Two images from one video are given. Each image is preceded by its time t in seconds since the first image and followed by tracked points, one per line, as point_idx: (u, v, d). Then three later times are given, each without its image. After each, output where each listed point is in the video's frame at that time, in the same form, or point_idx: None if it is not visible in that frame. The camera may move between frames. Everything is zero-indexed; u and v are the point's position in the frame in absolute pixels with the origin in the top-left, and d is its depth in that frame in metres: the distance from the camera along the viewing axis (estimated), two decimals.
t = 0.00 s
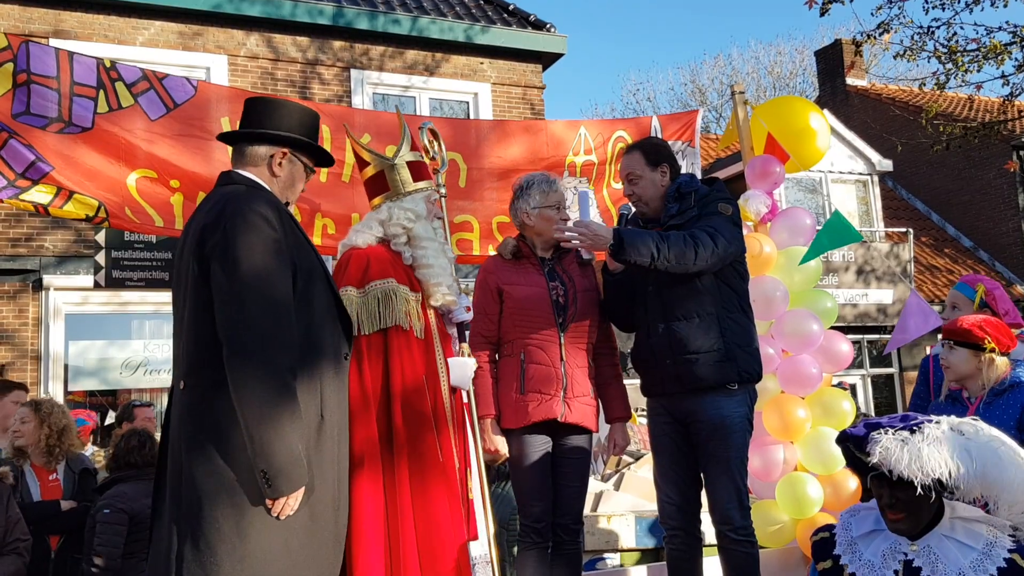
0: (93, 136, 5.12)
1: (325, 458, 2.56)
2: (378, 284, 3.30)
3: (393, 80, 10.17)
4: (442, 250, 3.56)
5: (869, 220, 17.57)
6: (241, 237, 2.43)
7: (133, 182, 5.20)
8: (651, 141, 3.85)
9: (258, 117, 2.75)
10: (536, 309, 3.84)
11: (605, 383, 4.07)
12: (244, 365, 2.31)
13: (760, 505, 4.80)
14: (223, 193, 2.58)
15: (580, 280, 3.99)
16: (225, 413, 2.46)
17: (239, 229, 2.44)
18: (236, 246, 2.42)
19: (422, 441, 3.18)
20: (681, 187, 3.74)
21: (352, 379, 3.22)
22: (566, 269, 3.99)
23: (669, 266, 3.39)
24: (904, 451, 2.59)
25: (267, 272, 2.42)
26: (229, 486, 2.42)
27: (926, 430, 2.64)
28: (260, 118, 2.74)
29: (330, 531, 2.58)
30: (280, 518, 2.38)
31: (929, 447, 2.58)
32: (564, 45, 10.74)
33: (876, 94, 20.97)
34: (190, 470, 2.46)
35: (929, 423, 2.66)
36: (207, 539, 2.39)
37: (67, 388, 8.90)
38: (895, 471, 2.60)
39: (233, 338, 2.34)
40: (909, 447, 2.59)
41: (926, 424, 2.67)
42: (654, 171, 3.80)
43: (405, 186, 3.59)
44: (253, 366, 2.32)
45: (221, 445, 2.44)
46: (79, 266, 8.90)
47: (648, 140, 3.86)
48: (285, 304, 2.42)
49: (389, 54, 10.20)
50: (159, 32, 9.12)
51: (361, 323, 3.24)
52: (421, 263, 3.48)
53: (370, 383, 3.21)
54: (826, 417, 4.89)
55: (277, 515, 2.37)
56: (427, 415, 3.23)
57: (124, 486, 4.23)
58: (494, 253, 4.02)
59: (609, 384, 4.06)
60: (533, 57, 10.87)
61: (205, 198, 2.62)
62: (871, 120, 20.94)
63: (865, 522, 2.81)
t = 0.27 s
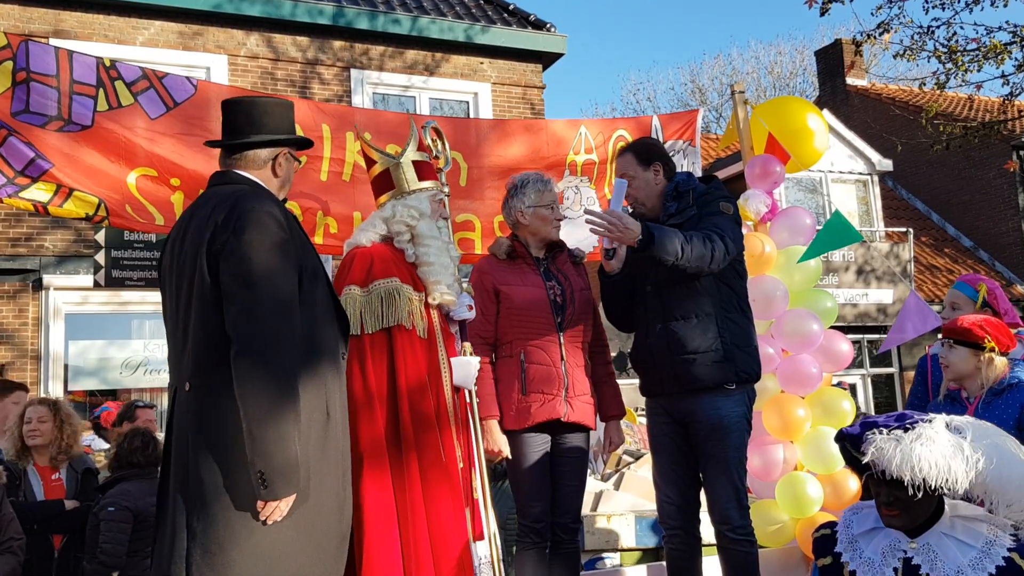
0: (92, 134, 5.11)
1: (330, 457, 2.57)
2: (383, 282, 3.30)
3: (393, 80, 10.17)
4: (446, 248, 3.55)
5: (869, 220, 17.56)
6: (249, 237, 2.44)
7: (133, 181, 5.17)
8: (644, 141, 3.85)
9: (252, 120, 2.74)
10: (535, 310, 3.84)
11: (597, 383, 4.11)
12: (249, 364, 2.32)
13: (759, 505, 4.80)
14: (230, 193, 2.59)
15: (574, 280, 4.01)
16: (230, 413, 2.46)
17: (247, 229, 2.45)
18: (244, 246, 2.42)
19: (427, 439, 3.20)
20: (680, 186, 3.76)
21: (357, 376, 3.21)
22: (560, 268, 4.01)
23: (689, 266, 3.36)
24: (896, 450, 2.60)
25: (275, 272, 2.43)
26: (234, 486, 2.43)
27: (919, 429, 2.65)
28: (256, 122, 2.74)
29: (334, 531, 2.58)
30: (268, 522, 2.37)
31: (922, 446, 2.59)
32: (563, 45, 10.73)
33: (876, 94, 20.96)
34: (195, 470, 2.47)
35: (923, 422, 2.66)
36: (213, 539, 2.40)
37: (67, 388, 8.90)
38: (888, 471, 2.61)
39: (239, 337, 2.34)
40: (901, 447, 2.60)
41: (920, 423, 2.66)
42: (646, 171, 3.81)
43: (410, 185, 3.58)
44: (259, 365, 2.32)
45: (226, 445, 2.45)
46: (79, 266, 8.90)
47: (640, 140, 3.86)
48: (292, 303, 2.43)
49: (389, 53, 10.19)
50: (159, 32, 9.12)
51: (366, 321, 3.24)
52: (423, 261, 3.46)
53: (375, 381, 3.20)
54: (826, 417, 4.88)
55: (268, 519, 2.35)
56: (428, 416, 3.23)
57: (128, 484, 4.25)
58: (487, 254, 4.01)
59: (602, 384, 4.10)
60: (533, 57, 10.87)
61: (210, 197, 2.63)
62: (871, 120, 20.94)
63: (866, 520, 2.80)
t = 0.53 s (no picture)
0: (92, 133, 5.11)
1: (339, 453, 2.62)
2: (383, 282, 3.30)
3: (393, 80, 10.17)
4: (448, 247, 3.55)
5: (869, 220, 17.56)
6: (263, 236, 2.47)
7: (133, 180, 5.16)
8: (636, 143, 3.81)
9: (228, 119, 2.74)
10: (532, 311, 3.84)
11: (593, 383, 4.12)
12: (275, 361, 2.37)
13: (759, 506, 4.80)
14: (237, 192, 2.61)
15: (570, 279, 4.05)
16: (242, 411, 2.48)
17: (260, 228, 2.48)
18: (259, 245, 2.46)
19: (425, 439, 3.21)
20: (675, 188, 3.76)
21: (359, 377, 3.21)
22: (555, 268, 4.05)
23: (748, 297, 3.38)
24: (889, 437, 2.66)
25: (288, 270, 2.46)
26: (251, 484, 2.45)
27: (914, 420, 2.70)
28: (232, 120, 2.74)
29: (344, 525, 2.64)
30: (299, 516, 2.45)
31: (913, 433, 2.63)
32: (564, 45, 10.74)
33: (876, 94, 20.96)
34: (205, 469, 2.47)
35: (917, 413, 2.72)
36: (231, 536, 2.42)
37: (67, 387, 8.89)
38: (880, 457, 2.66)
39: (264, 335, 2.39)
40: (893, 433, 2.66)
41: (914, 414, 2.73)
42: (638, 173, 3.77)
43: (409, 186, 3.58)
44: (284, 363, 2.37)
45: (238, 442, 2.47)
46: (79, 266, 8.90)
47: (634, 141, 3.83)
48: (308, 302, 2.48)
49: (389, 54, 10.19)
50: (159, 32, 9.12)
51: (366, 321, 3.25)
52: (426, 260, 3.46)
53: (375, 378, 3.21)
54: (827, 417, 4.88)
55: (304, 511, 2.44)
56: (426, 417, 3.23)
57: (131, 485, 4.26)
58: (481, 254, 4.01)
59: (596, 384, 4.11)
60: (533, 57, 10.87)
61: (215, 195, 2.63)
62: (872, 120, 20.94)
63: (868, 518, 2.81)
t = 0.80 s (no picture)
0: (93, 131, 5.12)
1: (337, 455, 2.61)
2: (379, 283, 3.30)
3: (394, 80, 10.17)
4: (448, 250, 3.57)
5: (869, 221, 17.55)
6: (260, 238, 2.46)
7: (134, 180, 5.16)
8: (630, 147, 3.86)
9: (225, 122, 2.75)
10: (531, 312, 3.85)
11: (590, 383, 4.10)
12: (274, 362, 2.37)
13: (759, 506, 4.80)
14: (235, 194, 2.60)
15: (568, 280, 4.06)
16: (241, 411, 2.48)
17: (258, 229, 2.47)
18: (256, 246, 2.45)
19: (418, 441, 3.20)
20: (673, 191, 3.78)
21: (355, 380, 3.21)
22: (553, 269, 4.06)
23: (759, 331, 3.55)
24: (900, 444, 2.64)
25: (285, 272, 2.46)
26: (252, 485, 2.45)
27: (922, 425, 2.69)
28: (229, 123, 2.75)
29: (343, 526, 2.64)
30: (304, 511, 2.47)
31: (924, 439, 2.63)
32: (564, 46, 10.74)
33: (877, 95, 20.96)
34: (203, 470, 2.47)
35: (926, 419, 2.71)
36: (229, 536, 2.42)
37: (68, 387, 8.89)
38: (890, 465, 2.65)
39: (263, 335, 2.39)
40: (904, 441, 2.64)
41: (923, 420, 2.72)
42: (631, 177, 3.82)
43: (412, 187, 3.58)
44: (283, 363, 2.38)
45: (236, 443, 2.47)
46: (80, 266, 8.90)
47: (628, 145, 3.88)
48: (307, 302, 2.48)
49: (390, 54, 10.19)
50: (160, 32, 9.13)
51: (362, 323, 3.25)
52: (425, 262, 3.48)
53: (370, 382, 3.21)
54: (827, 418, 4.88)
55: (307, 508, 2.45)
56: (421, 418, 3.23)
57: (131, 485, 4.25)
58: (479, 257, 4.02)
59: (594, 384, 4.10)
60: (534, 58, 10.88)
61: (213, 197, 2.63)
62: (872, 121, 20.94)
63: (869, 520, 2.81)
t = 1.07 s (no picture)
0: (95, 129, 5.10)
1: (331, 457, 2.58)
2: (381, 280, 3.31)
3: (395, 80, 10.18)
4: (452, 249, 3.57)
5: (870, 221, 17.55)
6: (252, 237, 2.45)
7: (137, 179, 5.16)
8: (630, 146, 3.86)
9: (227, 122, 2.75)
10: (532, 311, 3.85)
11: (590, 381, 4.11)
12: (258, 364, 2.34)
13: (760, 505, 4.79)
14: (232, 195, 2.60)
15: (567, 279, 4.07)
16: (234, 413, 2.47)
17: (250, 229, 2.46)
18: (248, 246, 2.44)
19: (416, 439, 3.20)
20: (678, 189, 3.82)
21: (352, 378, 3.21)
22: (551, 268, 4.07)
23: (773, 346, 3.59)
24: (905, 445, 2.64)
25: (278, 272, 2.44)
26: (244, 486, 2.45)
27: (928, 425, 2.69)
28: (232, 123, 2.75)
29: (336, 530, 2.61)
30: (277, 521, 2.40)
31: (931, 439, 2.62)
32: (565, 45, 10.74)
33: (878, 95, 20.95)
34: (200, 471, 2.48)
35: (931, 418, 2.71)
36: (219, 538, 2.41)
37: (69, 387, 8.90)
38: (895, 466, 2.65)
39: (248, 336, 2.36)
40: (911, 441, 2.63)
41: (928, 419, 2.71)
42: (631, 176, 3.83)
43: (417, 187, 3.58)
44: (267, 365, 2.34)
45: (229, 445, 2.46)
46: (81, 266, 8.90)
47: (627, 145, 3.89)
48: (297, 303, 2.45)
49: (391, 54, 10.20)
50: (161, 32, 9.13)
51: (363, 320, 3.25)
52: (430, 261, 3.48)
53: (369, 379, 3.22)
54: (828, 417, 4.89)
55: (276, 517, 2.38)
56: (421, 415, 3.24)
57: (134, 486, 4.23)
58: (478, 257, 4.03)
59: (594, 383, 4.11)
60: (535, 58, 10.88)
61: (213, 198, 2.64)
62: (873, 121, 20.94)
63: (871, 518, 2.81)
